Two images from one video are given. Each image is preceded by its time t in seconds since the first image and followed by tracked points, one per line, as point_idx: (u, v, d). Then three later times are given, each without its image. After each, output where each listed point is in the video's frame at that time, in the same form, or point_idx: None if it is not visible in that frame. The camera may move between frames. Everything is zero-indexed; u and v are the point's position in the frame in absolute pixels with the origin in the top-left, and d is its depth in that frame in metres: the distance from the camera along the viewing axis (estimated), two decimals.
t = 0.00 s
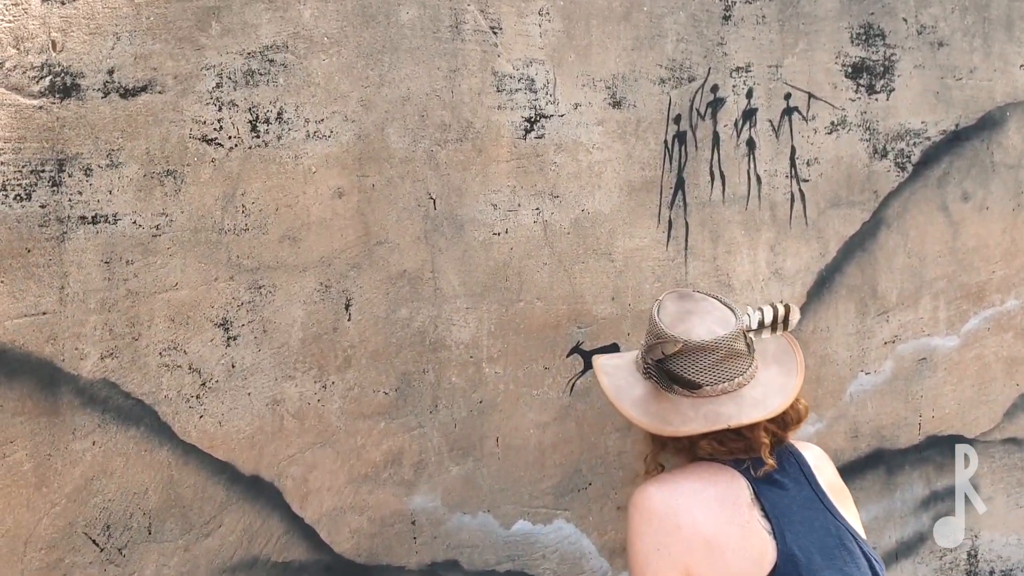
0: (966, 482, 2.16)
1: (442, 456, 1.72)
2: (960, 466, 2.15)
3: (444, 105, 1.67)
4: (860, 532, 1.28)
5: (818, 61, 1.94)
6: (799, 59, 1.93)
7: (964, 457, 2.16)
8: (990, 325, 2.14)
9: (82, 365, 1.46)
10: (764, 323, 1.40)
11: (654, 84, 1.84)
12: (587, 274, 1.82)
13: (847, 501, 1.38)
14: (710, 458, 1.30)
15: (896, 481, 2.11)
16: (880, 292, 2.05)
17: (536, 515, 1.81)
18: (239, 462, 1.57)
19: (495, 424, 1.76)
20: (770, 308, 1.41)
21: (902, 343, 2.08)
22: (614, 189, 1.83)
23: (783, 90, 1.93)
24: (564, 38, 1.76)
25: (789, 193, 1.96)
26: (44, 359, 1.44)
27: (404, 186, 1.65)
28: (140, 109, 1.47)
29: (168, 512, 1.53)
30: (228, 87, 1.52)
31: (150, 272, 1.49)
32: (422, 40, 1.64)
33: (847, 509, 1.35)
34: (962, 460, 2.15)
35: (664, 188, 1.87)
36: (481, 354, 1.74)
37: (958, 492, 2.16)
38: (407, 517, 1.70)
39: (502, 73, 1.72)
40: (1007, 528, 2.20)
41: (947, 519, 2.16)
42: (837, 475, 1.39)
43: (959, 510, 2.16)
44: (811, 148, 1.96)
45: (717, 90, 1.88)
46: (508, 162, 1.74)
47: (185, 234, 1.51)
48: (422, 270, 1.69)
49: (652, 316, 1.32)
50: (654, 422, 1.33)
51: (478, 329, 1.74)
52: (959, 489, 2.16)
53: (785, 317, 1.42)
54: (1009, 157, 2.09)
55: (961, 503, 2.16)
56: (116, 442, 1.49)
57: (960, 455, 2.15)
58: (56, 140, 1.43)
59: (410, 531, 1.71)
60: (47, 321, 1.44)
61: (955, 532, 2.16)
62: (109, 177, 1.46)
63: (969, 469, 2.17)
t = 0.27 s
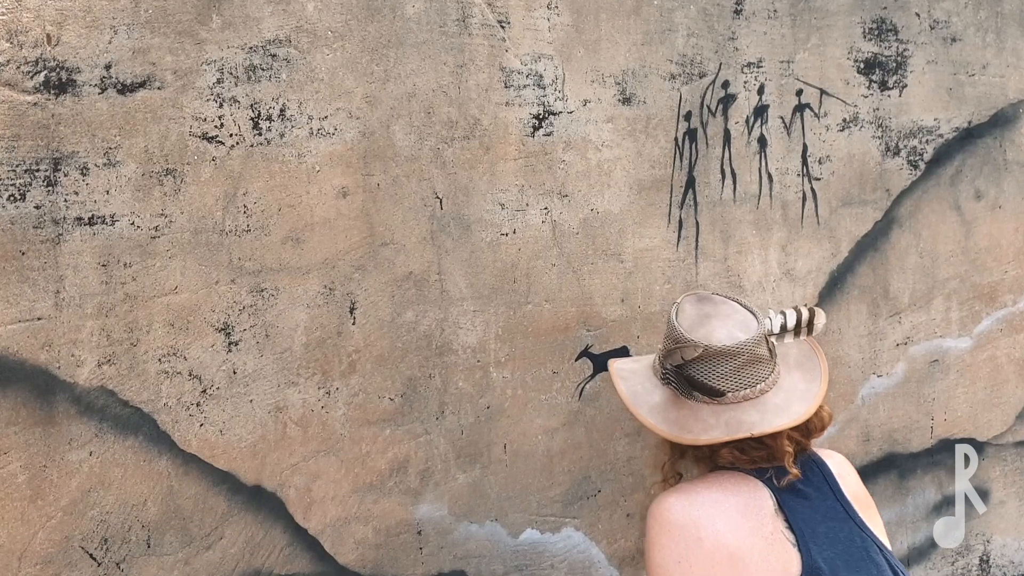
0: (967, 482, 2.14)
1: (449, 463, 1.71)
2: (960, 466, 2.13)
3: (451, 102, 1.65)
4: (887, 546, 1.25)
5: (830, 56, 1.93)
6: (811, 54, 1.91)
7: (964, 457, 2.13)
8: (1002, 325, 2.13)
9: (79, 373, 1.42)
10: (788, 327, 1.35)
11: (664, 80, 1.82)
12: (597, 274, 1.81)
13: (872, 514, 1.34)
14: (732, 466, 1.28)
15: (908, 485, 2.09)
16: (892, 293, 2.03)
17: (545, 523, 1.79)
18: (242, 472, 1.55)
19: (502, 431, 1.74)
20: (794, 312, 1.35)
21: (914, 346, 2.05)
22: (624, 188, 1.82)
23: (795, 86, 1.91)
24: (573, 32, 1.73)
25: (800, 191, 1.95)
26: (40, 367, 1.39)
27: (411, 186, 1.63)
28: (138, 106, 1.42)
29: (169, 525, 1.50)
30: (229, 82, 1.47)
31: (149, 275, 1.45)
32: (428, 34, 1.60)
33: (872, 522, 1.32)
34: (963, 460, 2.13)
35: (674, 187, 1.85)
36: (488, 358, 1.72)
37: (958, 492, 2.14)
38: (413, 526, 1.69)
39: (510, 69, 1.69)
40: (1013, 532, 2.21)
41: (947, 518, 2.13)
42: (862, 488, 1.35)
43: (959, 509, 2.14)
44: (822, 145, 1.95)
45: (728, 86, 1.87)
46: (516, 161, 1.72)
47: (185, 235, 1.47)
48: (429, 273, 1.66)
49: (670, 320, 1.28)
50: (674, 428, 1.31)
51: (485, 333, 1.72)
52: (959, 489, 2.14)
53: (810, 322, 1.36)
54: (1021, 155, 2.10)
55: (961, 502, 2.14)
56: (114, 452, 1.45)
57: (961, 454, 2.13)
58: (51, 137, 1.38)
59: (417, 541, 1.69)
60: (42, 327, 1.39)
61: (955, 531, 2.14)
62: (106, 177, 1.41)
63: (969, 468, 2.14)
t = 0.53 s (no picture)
0: (967, 482, 2.18)
1: (451, 471, 1.71)
2: (960, 466, 2.17)
3: (453, 101, 1.64)
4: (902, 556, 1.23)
5: (836, 54, 1.96)
6: (816, 52, 1.95)
7: (964, 457, 2.17)
8: (1006, 327, 2.18)
9: (73, 382, 1.39)
10: (801, 332, 1.33)
11: (669, 78, 1.84)
12: (600, 277, 1.82)
13: (887, 523, 1.32)
14: (744, 475, 1.25)
15: (913, 490, 2.13)
16: (897, 294, 2.07)
17: (549, 531, 1.81)
18: (240, 482, 1.53)
19: (505, 437, 1.75)
20: (807, 316, 1.33)
21: (919, 348, 2.09)
22: (629, 189, 1.83)
23: (800, 85, 1.95)
24: (576, 29, 1.74)
25: (805, 192, 1.99)
26: (32, 375, 1.36)
27: (412, 186, 1.62)
28: (134, 105, 1.39)
29: (165, 537, 1.48)
30: (227, 81, 1.44)
31: (144, 280, 1.42)
32: (430, 31, 1.59)
33: (886, 532, 1.30)
34: (963, 460, 2.17)
35: (679, 187, 1.88)
36: (490, 363, 1.73)
37: (959, 492, 2.18)
38: (415, 536, 1.68)
39: (513, 67, 1.69)
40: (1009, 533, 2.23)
41: (948, 518, 2.17)
42: (876, 496, 1.33)
43: (959, 510, 2.18)
44: (828, 145, 1.99)
45: (734, 84, 1.90)
46: (519, 161, 1.72)
47: (182, 238, 1.44)
48: (430, 276, 1.66)
49: (680, 324, 1.26)
50: (684, 436, 1.27)
51: (487, 337, 1.72)
52: (959, 490, 2.18)
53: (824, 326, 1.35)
54: None
55: (961, 503, 2.18)
56: (109, 463, 1.42)
57: (961, 455, 2.17)
58: (44, 138, 1.35)
59: (417, 551, 1.69)
60: (35, 334, 1.36)
61: (955, 532, 2.17)
62: (101, 179, 1.38)
63: (969, 469, 2.18)
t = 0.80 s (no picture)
0: (967, 482, 2.18)
1: (453, 477, 1.71)
2: (960, 466, 2.17)
3: (455, 102, 1.64)
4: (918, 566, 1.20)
5: (838, 54, 1.99)
6: (819, 52, 1.97)
7: (964, 457, 2.17)
8: (1007, 329, 2.19)
9: (71, 390, 1.36)
10: (813, 336, 1.34)
11: (672, 79, 1.85)
12: (603, 279, 1.84)
13: (901, 531, 1.30)
14: (754, 482, 1.23)
15: (914, 493, 2.13)
16: (899, 297, 2.08)
17: (551, 538, 1.82)
18: (241, 490, 1.52)
19: (507, 443, 1.76)
20: (819, 321, 1.34)
21: (920, 350, 2.10)
22: (632, 191, 1.85)
23: (803, 85, 1.97)
24: (579, 29, 1.74)
25: (809, 193, 2.00)
26: (30, 383, 1.34)
27: (415, 188, 1.62)
28: (133, 106, 1.37)
29: (165, 547, 1.46)
30: (228, 82, 1.43)
31: (144, 285, 1.40)
32: (433, 31, 1.59)
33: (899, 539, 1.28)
34: (963, 460, 2.17)
35: (682, 188, 1.89)
36: (493, 368, 1.74)
37: (959, 492, 2.18)
38: (417, 544, 1.69)
39: (516, 67, 1.69)
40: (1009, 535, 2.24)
41: (948, 518, 2.17)
42: (888, 502, 1.32)
43: (959, 510, 2.18)
44: (831, 146, 2.00)
45: (737, 85, 1.91)
46: (522, 163, 1.73)
47: (182, 242, 1.43)
48: (432, 280, 1.67)
49: (690, 327, 1.24)
50: (694, 442, 1.25)
51: (489, 342, 1.73)
52: (959, 490, 2.18)
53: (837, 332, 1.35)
54: None
55: (961, 503, 2.18)
56: (108, 472, 1.40)
57: (961, 455, 2.17)
58: (42, 140, 1.32)
59: (419, 559, 1.69)
60: (32, 341, 1.33)
61: (955, 531, 2.18)
62: (100, 182, 1.36)
63: (969, 468, 2.19)
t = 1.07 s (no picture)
0: (967, 482, 2.19)
1: (453, 482, 1.70)
2: (960, 466, 2.18)
3: (454, 102, 1.64)
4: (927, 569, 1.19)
5: (835, 53, 1.99)
6: (816, 51, 1.97)
7: (964, 457, 2.18)
8: (1004, 328, 2.19)
9: (67, 397, 1.35)
10: (821, 339, 1.34)
11: (670, 78, 1.85)
12: (603, 282, 1.83)
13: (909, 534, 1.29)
14: (762, 486, 1.23)
15: (911, 494, 2.14)
16: (896, 297, 2.08)
17: (551, 542, 1.79)
18: (239, 497, 1.50)
19: (506, 447, 1.74)
20: (826, 323, 1.35)
21: (917, 350, 2.09)
22: (631, 191, 1.84)
23: (801, 84, 1.97)
24: (577, 28, 1.74)
25: (806, 193, 2.00)
26: (26, 391, 1.33)
27: (413, 190, 1.61)
28: (129, 107, 1.36)
29: (162, 555, 1.44)
30: (225, 82, 1.42)
31: (141, 290, 1.39)
32: (431, 30, 1.59)
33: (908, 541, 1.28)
34: (963, 460, 2.17)
35: (680, 188, 1.89)
36: (492, 371, 1.72)
37: (959, 492, 2.19)
38: (416, 550, 1.67)
39: (514, 67, 1.69)
40: (1004, 537, 2.24)
41: (948, 519, 2.18)
42: (897, 504, 1.31)
43: (959, 510, 2.19)
44: (828, 145, 2.01)
45: (734, 84, 1.91)
46: (521, 163, 1.73)
47: (179, 246, 1.42)
48: (431, 282, 1.65)
49: (696, 331, 1.23)
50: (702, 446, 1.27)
51: (489, 344, 1.72)
52: (959, 490, 2.18)
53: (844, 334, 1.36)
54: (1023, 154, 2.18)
55: (961, 503, 2.19)
56: (104, 481, 1.38)
57: (961, 455, 2.17)
58: (38, 143, 1.31)
59: (419, 565, 1.67)
60: (28, 347, 1.32)
61: (955, 532, 2.18)
62: (96, 185, 1.35)
63: (969, 468, 2.19)
